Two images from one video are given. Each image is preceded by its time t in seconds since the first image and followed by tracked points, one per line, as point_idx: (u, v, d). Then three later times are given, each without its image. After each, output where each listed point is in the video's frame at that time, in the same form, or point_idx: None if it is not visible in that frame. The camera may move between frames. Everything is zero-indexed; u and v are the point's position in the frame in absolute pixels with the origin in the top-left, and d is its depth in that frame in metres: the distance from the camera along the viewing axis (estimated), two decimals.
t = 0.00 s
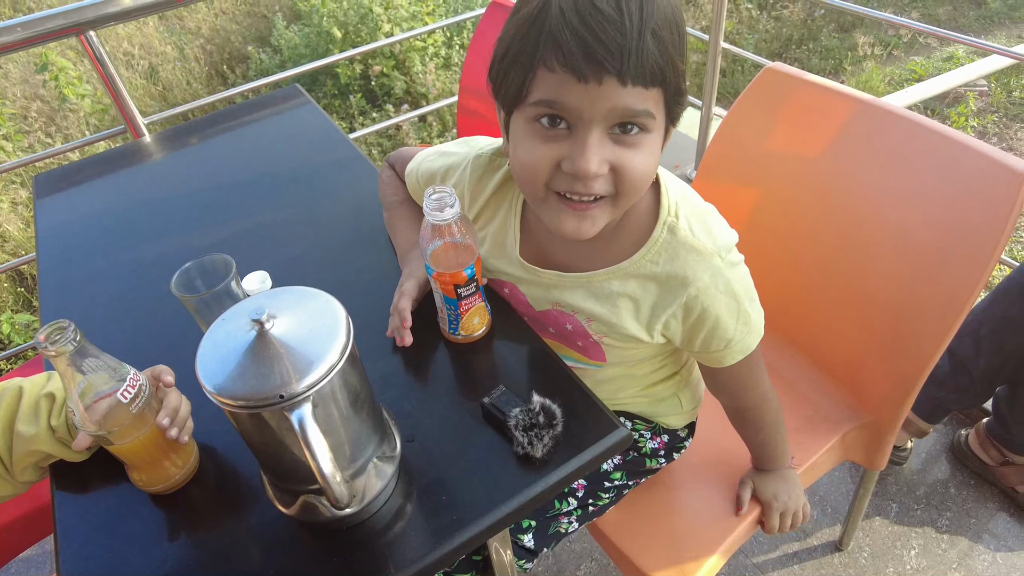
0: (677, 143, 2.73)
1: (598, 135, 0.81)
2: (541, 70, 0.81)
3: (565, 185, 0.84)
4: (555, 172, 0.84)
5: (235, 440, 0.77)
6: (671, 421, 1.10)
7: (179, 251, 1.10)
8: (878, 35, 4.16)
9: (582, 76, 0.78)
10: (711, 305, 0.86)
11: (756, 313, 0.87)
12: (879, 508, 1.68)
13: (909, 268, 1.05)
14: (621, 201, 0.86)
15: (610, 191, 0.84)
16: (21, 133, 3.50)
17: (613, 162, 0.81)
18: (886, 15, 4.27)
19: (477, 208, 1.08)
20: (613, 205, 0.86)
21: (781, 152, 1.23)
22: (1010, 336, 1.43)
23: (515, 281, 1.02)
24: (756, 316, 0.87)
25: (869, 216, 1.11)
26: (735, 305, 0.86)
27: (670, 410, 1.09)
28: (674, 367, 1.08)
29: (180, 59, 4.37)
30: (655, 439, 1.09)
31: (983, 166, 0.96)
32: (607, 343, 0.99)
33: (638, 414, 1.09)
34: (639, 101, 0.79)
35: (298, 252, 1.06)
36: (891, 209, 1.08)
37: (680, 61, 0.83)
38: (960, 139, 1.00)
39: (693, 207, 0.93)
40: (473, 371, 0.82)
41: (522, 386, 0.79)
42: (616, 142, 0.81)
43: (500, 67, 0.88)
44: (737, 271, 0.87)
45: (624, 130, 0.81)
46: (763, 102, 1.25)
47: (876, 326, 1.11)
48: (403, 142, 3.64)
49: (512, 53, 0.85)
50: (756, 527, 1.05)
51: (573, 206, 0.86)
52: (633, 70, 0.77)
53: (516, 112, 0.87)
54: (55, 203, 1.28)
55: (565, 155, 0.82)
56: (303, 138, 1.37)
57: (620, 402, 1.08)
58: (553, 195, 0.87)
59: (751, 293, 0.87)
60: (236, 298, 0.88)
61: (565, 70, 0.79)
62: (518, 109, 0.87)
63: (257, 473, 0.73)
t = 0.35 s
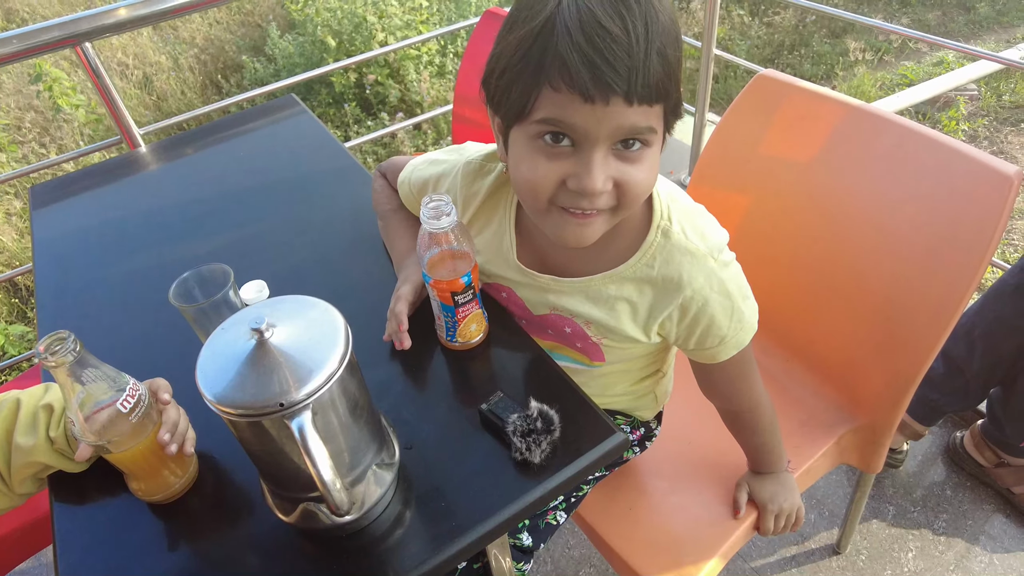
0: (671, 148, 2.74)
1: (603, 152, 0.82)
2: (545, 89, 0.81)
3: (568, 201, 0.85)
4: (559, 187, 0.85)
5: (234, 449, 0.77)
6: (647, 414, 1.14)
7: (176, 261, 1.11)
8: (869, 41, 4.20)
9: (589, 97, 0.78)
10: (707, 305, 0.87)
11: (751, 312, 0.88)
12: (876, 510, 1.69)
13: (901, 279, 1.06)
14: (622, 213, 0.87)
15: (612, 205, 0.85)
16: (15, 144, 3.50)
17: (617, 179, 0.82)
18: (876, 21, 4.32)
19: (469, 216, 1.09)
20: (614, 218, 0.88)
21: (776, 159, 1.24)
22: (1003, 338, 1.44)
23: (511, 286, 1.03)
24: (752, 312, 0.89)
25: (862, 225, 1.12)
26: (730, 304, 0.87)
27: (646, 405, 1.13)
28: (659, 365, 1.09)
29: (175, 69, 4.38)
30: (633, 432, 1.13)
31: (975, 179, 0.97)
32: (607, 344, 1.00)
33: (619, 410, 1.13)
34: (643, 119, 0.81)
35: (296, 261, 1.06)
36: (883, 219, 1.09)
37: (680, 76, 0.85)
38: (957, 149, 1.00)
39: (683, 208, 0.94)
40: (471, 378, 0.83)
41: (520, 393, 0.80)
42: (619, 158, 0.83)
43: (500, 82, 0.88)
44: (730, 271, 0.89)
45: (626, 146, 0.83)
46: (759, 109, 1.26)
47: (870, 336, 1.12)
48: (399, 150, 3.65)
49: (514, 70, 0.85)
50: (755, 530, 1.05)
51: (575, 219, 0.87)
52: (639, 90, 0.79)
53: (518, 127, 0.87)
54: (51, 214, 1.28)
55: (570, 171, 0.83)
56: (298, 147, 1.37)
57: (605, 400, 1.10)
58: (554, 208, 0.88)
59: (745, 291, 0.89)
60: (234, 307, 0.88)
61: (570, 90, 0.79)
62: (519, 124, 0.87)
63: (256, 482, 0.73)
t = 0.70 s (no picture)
0: (664, 153, 2.76)
1: (596, 137, 0.83)
2: (540, 77, 0.83)
3: (564, 186, 0.86)
4: (555, 173, 0.86)
5: (229, 452, 0.78)
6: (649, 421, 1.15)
7: (171, 266, 1.11)
8: (861, 46, 4.25)
9: (580, 82, 0.80)
10: (716, 290, 0.89)
11: (761, 298, 0.89)
12: (871, 510, 1.69)
13: (892, 268, 1.07)
14: (617, 199, 0.87)
15: (607, 191, 0.86)
16: (9, 152, 3.50)
17: (609, 163, 0.83)
18: (867, 26, 4.36)
19: (482, 219, 1.08)
20: (609, 205, 0.88)
21: (767, 160, 1.26)
22: (993, 338, 1.46)
23: (527, 289, 1.04)
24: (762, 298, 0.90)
25: (853, 220, 1.13)
26: (738, 291, 0.88)
27: (652, 411, 1.14)
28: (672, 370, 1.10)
29: (170, 77, 4.39)
30: (638, 438, 1.14)
31: (959, 167, 0.99)
32: (623, 343, 1.01)
33: (627, 417, 1.13)
34: (634, 105, 0.82)
35: (291, 265, 1.07)
36: (874, 212, 1.10)
37: (672, 69, 0.86)
38: (941, 147, 1.02)
39: (686, 200, 0.96)
40: (466, 380, 0.83)
41: (514, 394, 0.80)
42: (612, 144, 0.84)
43: (501, 74, 0.91)
44: (738, 259, 0.90)
45: (619, 134, 0.84)
46: (749, 112, 1.27)
47: (864, 329, 1.12)
48: (394, 156, 3.67)
49: (513, 61, 0.87)
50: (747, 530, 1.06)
51: (572, 206, 0.87)
52: (628, 75, 0.80)
53: (518, 117, 0.89)
54: (46, 220, 1.28)
55: (565, 156, 0.84)
56: (294, 153, 1.38)
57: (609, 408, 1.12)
58: (552, 196, 0.89)
59: (752, 277, 0.90)
60: (230, 311, 0.89)
61: (563, 76, 0.81)
62: (518, 113, 0.89)
63: (251, 484, 0.74)
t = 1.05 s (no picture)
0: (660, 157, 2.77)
1: (594, 130, 0.84)
2: (539, 74, 0.84)
3: (564, 180, 0.86)
4: (555, 168, 0.86)
5: (231, 456, 0.78)
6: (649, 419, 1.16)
7: (171, 271, 1.12)
8: (855, 51, 4.28)
9: (579, 77, 0.81)
10: (706, 275, 0.90)
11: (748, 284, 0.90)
12: (868, 512, 1.70)
13: (890, 264, 1.07)
14: (615, 193, 0.88)
15: (605, 185, 0.87)
16: (6, 158, 3.49)
17: (608, 157, 0.84)
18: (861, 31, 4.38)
19: (474, 215, 1.08)
20: (607, 199, 0.89)
21: (764, 164, 1.26)
22: (988, 339, 1.47)
23: (524, 283, 1.04)
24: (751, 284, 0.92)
25: (850, 218, 1.14)
26: (727, 275, 0.89)
27: (650, 404, 1.15)
28: (663, 360, 1.10)
29: (166, 83, 4.40)
30: (639, 434, 1.14)
31: (951, 163, 1.01)
32: (616, 331, 1.01)
33: (626, 412, 1.14)
34: (630, 99, 0.83)
35: (291, 270, 1.08)
36: (869, 209, 1.11)
37: (663, 66, 0.88)
38: (929, 149, 1.04)
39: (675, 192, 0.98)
40: (466, 382, 0.84)
41: (513, 396, 0.81)
42: (609, 139, 0.84)
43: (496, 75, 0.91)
44: (726, 246, 0.92)
45: (615, 128, 0.85)
46: (743, 116, 1.28)
47: (863, 326, 1.13)
48: (391, 162, 3.68)
49: (509, 61, 0.88)
50: (747, 532, 1.07)
51: (571, 200, 0.88)
52: (624, 70, 0.81)
53: (515, 116, 0.89)
54: (45, 226, 1.29)
55: (565, 150, 0.84)
56: (292, 158, 1.39)
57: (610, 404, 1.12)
58: (551, 192, 0.89)
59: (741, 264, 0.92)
60: (231, 316, 0.89)
61: (562, 72, 0.82)
62: (515, 111, 0.89)
63: (253, 487, 0.74)
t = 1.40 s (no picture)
0: (656, 164, 2.79)
1: (561, 148, 0.85)
2: (506, 94, 0.86)
3: (536, 198, 0.88)
4: (526, 187, 0.88)
5: (223, 466, 0.79)
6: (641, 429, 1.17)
7: (166, 281, 1.13)
8: (850, 59, 4.31)
9: (544, 97, 0.82)
10: (687, 289, 0.91)
11: (728, 297, 0.92)
12: (861, 520, 1.71)
13: (873, 274, 1.09)
14: (588, 208, 0.90)
15: (577, 201, 0.88)
16: (4, 167, 3.51)
17: (577, 174, 0.86)
18: (855, 40, 4.42)
19: (457, 234, 1.10)
20: (581, 215, 0.90)
21: (751, 175, 1.28)
22: (979, 349, 1.48)
23: (510, 298, 1.05)
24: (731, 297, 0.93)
25: (835, 230, 1.15)
26: (707, 289, 0.91)
27: (640, 416, 1.16)
28: (651, 371, 1.12)
29: (164, 92, 4.42)
30: (629, 446, 1.16)
31: (936, 173, 1.02)
32: (602, 344, 1.03)
33: (617, 424, 1.15)
34: (595, 116, 0.84)
35: (283, 280, 1.09)
36: (854, 221, 1.13)
37: (630, 79, 0.89)
38: (916, 158, 1.06)
39: (655, 206, 0.99)
40: (456, 393, 0.85)
41: (503, 406, 0.82)
42: (578, 155, 0.86)
43: (467, 95, 0.93)
44: (706, 259, 0.94)
45: (584, 144, 0.86)
46: (732, 127, 1.30)
47: (848, 335, 1.15)
48: (388, 171, 3.69)
49: (477, 82, 0.90)
50: (738, 540, 1.07)
51: (545, 217, 0.90)
52: (588, 87, 0.83)
53: (486, 135, 0.91)
54: (42, 236, 1.30)
55: (534, 169, 0.86)
56: (287, 169, 1.40)
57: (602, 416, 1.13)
58: (525, 210, 0.91)
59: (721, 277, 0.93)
60: (225, 327, 0.90)
61: (526, 93, 0.83)
62: (486, 131, 0.91)
63: (244, 499, 0.75)
